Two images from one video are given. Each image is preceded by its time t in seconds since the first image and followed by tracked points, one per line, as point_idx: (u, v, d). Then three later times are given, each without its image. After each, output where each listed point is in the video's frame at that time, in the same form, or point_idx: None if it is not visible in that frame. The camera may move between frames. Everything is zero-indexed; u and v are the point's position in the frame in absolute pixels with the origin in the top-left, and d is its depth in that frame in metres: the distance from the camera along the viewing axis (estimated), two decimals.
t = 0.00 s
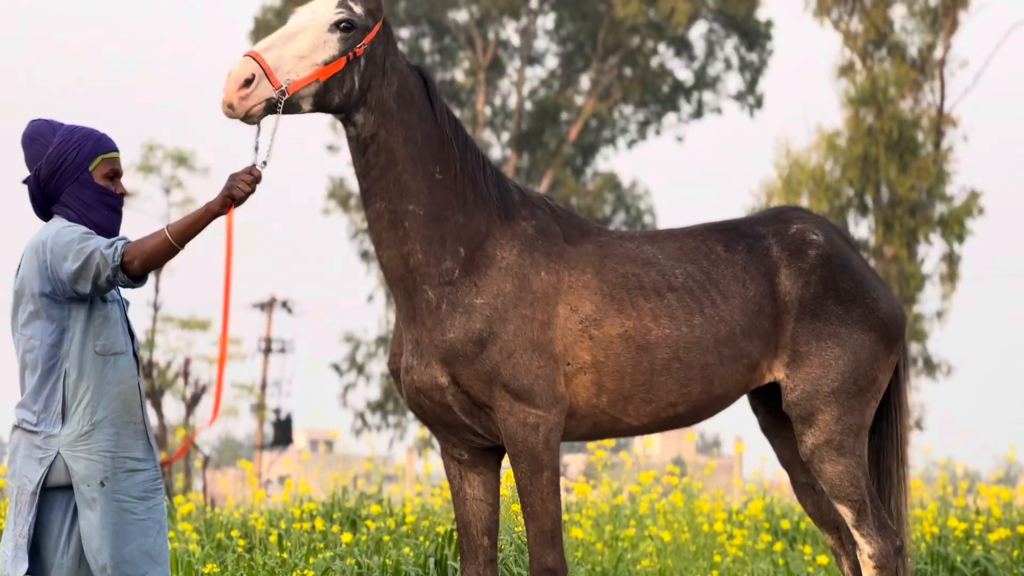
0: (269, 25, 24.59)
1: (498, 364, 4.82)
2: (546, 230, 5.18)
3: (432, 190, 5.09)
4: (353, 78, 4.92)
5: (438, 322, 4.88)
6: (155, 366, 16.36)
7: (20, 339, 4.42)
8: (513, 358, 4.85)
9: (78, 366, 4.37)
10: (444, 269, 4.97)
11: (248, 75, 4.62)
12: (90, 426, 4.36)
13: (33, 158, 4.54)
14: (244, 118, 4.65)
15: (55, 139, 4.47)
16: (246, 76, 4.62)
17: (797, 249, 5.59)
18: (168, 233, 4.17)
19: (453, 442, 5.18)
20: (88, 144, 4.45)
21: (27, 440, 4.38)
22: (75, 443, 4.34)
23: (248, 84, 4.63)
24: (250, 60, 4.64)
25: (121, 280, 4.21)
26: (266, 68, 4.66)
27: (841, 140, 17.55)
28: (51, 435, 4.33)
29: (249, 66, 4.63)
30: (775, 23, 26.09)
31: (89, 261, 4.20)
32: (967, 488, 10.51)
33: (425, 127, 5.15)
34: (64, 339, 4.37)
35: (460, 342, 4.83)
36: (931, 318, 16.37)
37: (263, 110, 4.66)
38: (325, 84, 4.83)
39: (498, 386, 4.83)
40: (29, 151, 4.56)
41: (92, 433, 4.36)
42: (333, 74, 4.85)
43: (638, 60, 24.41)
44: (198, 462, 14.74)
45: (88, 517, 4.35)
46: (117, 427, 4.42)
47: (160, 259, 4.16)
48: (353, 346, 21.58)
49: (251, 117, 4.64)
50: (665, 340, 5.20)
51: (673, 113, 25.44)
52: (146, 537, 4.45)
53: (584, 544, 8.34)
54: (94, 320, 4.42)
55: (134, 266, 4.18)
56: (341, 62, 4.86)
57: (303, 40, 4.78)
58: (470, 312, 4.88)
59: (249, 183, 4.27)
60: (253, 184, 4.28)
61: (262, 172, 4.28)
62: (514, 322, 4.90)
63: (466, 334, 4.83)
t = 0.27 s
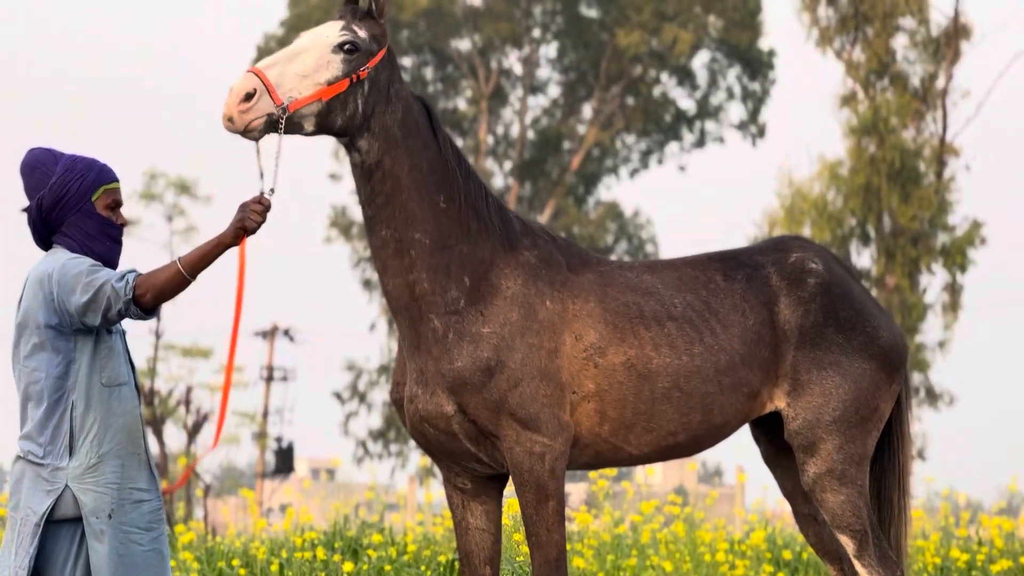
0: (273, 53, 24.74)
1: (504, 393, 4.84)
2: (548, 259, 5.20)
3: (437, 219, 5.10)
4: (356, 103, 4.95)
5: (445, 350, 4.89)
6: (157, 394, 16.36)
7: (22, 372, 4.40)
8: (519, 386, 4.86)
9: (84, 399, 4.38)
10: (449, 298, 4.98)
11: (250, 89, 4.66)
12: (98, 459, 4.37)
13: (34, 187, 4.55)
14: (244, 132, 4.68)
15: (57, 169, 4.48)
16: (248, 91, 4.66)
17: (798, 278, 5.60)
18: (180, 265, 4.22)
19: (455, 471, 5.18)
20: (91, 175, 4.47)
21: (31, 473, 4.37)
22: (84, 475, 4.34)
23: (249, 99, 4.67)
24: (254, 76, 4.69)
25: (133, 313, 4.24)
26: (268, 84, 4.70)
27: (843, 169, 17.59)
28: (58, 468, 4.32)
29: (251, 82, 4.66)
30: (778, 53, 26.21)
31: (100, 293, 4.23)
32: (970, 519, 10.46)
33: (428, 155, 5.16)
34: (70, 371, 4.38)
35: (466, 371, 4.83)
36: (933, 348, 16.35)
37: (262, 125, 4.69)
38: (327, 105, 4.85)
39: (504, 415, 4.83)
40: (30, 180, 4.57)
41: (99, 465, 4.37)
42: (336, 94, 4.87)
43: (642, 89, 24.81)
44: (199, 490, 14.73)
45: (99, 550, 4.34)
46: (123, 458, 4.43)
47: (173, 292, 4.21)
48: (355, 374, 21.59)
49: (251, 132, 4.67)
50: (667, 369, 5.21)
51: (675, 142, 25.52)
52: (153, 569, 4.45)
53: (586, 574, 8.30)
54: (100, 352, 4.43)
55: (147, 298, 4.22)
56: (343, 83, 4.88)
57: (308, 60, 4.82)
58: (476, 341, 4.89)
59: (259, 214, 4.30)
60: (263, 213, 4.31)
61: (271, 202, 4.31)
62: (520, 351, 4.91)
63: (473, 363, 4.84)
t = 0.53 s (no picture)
0: (274, 78, 24.89)
1: (504, 420, 4.85)
2: (547, 285, 5.22)
3: (436, 246, 5.10)
4: (356, 139, 4.89)
5: (445, 378, 4.90)
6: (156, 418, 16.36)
7: (29, 401, 4.40)
8: (519, 414, 4.87)
9: (91, 426, 4.39)
10: (449, 325, 4.99)
11: (264, 140, 4.56)
12: (106, 486, 4.37)
13: (43, 216, 4.56)
14: (261, 184, 4.59)
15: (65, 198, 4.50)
16: (261, 142, 4.56)
17: (798, 304, 5.61)
18: (176, 302, 4.23)
19: (457, 498, 5.18)
20: (99, 202, 4.49)
21: (39, 503, 4.38)
22: (92, 502, 4.35)
23: (264, 149, 4.57)
24: (264, 125, 4.59)
25: (129, 346, 4.24)
26: (280, 132, 4.61)
27: (844, 196, 17.63)
28: (68, 496, 4.33)
29: (265, 132, 4.57)
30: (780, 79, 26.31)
31: (99, 324, 4.24)
32: (972, 547, 10.42)
33: (422, 183, 5.15)
34: (77, 399, 4.38)
35: (466, 398, 4.85)
36: (934, 375, 16.33)
37: (279, 175, 4.61)
38: (332, 145, 4.79)
39: (504, 442, 4.85)
40: (40, 210, 4.59)
41: (109, 492, 4.37)
42: (340, 134, 4.81)
43: (643, 115, 24.97)
44: (197, 516, 14.72)
45: None
46: (132, 486, 4.44)
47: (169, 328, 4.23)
48: (356, 399, 21.59)
49: (269, 184, 4.59)
50: (667, 395, 5.22)
51: (677, 167, 25.61)
52: None
53: None
54: (106, 380, 4.45)
55: (142, 333, 4.22)
56: (345, 123, 4.82)
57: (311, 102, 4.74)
58: (476, 368, 4.90)
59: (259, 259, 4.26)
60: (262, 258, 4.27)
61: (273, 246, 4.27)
62: (519, 378, 4.92)
63: (472, 391, 4.85)
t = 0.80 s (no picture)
0: (275, 100, 24.97)
1: (500, 444, 4.85)
2: (544, 309, 5.23)
3: (431, 271, 5.11)
4: (352, 173, 4.89)
5: (440, 402, 4.90)
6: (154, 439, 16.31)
7: (46, 423, 4.41)
8: (515, 438, 4.87)
9: (108, 447, 4.39)
10: (445, 349, 5.00)
11: (269, 200, 4.53)
12: (124, 506, 4.36)
13: (58, 240, 4.59)
14: (270, 243, 4.57)
15: (77, 221, 4.51)
16: (266, 203, 4.53)
17: (795, 328, 5.62)
18: (167, 338, 4.21)
19: (453, 522, 5.17)
20: (111, 225, 4.50)
21: (58, 525, 4.38)
22: (110, 522, 4.34)
23: (270, 209, 4.53)
24: (265, 184, 4.55)
25: (124, 377, 4.25)
26: (283, 189, 4.58)
27: (845, 220, 17.65)
28: (86, 516, 4.32)
29: (269, 192, 4.53)
30: (780, 103, 26.42)
31: (97, 354, 4.25)
32: (971, 571, 10.41)
33: (416, 208, 5.15)
34: (92, 421, 4.38)
35: (461, 422, 4.85)
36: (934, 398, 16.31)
37: (287, 232, 4.60)
38: (332, 188, 4.78)
39: (500, 466, 4.84)
40: (55, 233, 4.62)
41: (126, 513, 4.36)
42: (338, 176, 4.80)
43: (644, 138, 25.11)
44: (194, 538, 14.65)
45: None
46: (150, 505, 4.43)
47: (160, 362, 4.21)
48: (355, 421, 21.60)
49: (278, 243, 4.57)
50: (664, 418, 5.22)
51: (677, 191, 25.68)
52: None
53: None
54: (124, 400, 4.45)
55: (134, 364, 4.22)
56: (341, 163, 4.80)
57: (307, 149, 4.70)
58: (471, 392, 4.91)
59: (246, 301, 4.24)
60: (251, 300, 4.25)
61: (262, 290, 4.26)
62: (515, 402, 4.93)
63: (467, 415, 4.86)
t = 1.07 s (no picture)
0: (277, 113, 25.04)
1: (500, 458, 4.88)
2: (544, 323, 5.26)
3: (432, 286, 5.14)
4: (355, 192, 4.92)
5: (441, 417, 4.94)
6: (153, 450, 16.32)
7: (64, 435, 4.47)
8: (515, 452, 4.91)
9: (122, 458, 4.41)
10: (445, 364, 5.03)
11: (275, 222, 4.56)
12: (136, 516, 4.38)
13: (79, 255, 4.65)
14: (276, 265, 4.60)
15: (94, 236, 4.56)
16: (273, 224, 4.56)
17: (794, 343, 5.66)
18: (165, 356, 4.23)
19: (454, 536, 5.20)
20: (124, 239, 4.53)
21: (75, 535, 4.43)
22: (122, 532, 4.36)
23: (276, 231, 4.57)
24: (270, 207, 4.59)
25: (126, 393, 4.29)
26: (288, 210, 4.62)
27: (845, 234, 17.68)
28: (98, 527, 4.36)
29: (275, 214, 4.56)
30: (781, 118, 26.51)
31: (102, 368, 4.31)
32: None
33: (416, 223, 5.19)
34: (105, 433, 4.41)
35: (461, 437, 4.89)
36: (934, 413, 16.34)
37: (292, 253, 4.64)
38: (336, 208, 4.82)
39: (500, 480, 4.88)
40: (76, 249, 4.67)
41: (138, 523, 4.38)
42: (342, 194, 4.84)
43: (645, 152, 25.19)
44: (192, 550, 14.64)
45: None
46: (164, 515, 4.43)
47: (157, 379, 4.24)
48: (355, 433, 21.63)
49: (284, 265, 4.61)
50: (663, 432, 5.25)
51: (678, 205, 25.74)
52: None
53: None
54: (138, 411, 4.46)
55: (134, 379, 4.25)
56: (345, 181, 4.84)
57: (312, 168, 4.74)
58: (471, 407, 4.94)
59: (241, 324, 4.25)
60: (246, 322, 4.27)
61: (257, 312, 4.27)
62: (515, 417, 4.97)
63: (468, 429, 4.90)
